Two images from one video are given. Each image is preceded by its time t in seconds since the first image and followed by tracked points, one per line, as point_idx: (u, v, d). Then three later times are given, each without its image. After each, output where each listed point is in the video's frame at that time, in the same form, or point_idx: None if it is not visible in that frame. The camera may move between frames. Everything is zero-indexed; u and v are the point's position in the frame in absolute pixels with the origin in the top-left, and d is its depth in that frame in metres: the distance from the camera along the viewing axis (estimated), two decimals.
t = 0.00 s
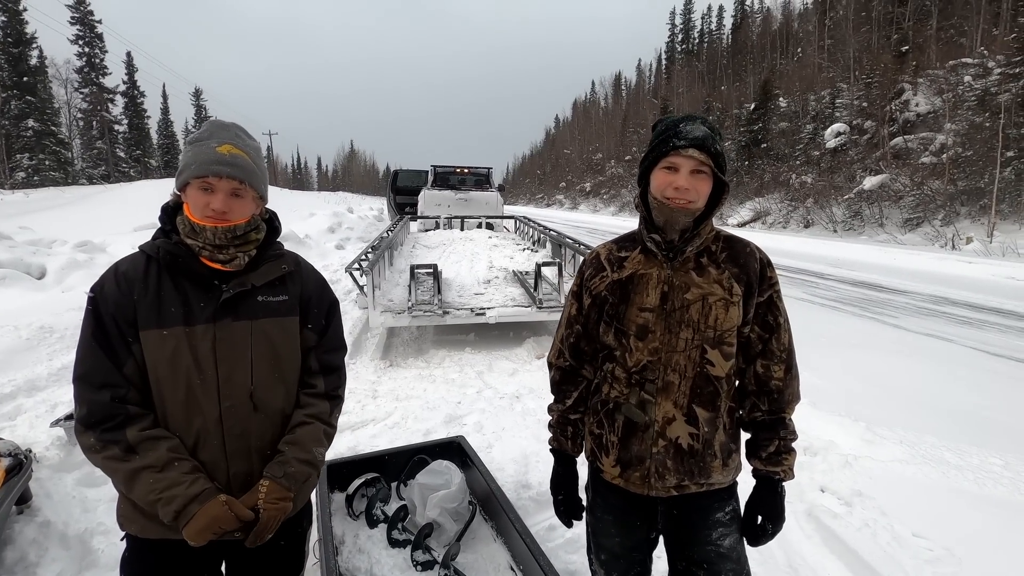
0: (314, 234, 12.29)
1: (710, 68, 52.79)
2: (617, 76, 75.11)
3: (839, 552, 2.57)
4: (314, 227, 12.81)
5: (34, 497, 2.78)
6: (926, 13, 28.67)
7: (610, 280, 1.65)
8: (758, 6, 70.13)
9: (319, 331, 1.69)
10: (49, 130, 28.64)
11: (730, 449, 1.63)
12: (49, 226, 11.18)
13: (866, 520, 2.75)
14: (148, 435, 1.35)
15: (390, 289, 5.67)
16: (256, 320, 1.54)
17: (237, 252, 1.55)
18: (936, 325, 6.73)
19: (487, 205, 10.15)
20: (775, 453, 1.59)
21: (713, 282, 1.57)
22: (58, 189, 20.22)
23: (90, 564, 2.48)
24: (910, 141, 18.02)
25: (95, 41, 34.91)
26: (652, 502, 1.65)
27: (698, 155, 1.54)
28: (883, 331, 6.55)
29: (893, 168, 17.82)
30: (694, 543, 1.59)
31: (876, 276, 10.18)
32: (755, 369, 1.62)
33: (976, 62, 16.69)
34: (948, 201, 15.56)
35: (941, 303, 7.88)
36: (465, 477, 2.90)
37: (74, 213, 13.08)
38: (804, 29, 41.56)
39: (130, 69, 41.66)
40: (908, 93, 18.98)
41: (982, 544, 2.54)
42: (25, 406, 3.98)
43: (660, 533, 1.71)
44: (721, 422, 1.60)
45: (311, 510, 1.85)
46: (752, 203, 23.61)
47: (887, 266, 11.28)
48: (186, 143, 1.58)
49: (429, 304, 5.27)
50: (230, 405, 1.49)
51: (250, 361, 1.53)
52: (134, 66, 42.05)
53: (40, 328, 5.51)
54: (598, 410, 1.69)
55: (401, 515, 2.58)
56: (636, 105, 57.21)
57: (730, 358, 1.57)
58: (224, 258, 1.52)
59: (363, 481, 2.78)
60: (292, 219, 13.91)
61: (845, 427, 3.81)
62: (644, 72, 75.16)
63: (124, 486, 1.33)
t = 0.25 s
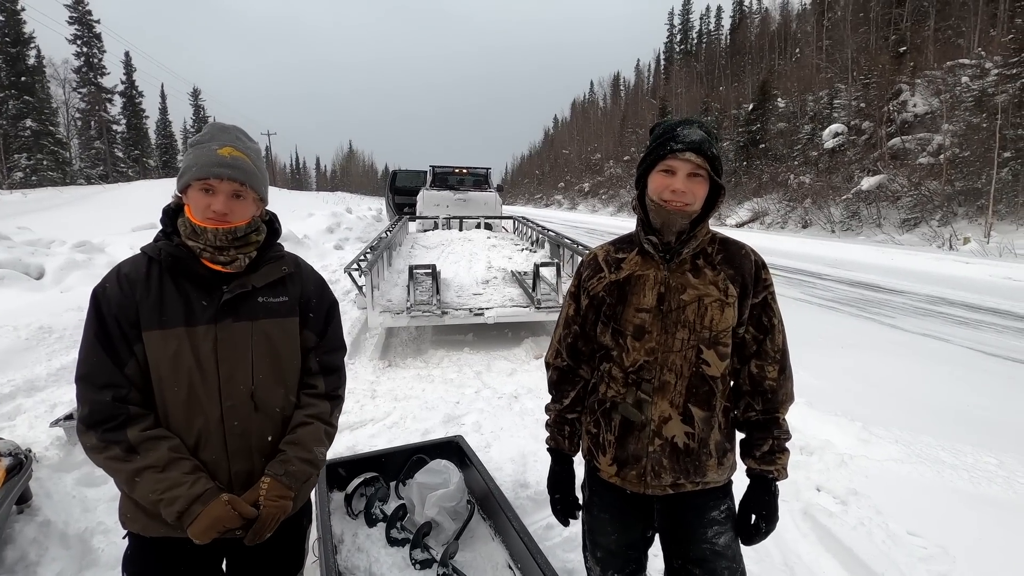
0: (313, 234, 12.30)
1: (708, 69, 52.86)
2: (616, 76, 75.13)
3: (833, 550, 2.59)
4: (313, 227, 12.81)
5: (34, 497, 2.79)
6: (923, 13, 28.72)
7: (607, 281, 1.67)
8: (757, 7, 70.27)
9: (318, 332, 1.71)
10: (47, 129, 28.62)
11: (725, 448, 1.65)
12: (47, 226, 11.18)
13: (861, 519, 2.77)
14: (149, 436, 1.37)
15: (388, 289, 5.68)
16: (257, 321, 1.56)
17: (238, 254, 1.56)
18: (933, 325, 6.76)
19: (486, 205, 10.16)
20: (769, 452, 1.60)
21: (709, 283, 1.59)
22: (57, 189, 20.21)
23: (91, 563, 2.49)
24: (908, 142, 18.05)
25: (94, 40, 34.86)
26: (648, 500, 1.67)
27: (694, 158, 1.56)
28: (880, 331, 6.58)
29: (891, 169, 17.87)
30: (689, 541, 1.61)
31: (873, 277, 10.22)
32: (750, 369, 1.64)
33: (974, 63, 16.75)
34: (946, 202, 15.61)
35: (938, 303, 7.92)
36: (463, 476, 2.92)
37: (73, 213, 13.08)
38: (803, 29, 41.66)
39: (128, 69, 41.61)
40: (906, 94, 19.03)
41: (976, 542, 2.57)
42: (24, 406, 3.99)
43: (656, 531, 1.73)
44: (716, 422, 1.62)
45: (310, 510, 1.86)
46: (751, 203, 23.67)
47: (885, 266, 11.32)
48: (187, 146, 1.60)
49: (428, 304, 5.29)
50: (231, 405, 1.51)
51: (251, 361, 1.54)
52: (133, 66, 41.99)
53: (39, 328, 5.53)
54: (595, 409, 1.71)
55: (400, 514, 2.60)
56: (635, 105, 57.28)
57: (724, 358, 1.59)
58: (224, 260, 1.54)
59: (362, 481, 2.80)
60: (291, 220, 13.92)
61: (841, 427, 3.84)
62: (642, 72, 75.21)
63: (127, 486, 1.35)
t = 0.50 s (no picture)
0: (312, 234, 12.30)
1: (707, 69, 52.90)
2: (614, 76, 75.14)
3: (831, 548, 2.61)
4: (312, 227, 12.81)
5: (34, 496, 2.80)
6: (921, 14, 28.79)
7: (606, 280, 1.68)
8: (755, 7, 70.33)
9: (318, 331, 1.71)
10: (45, 129, 28.55)
11: (722, 447, 1.66)
12: (45, 226, 11.16)
13: (858, 517, 2.78)
14: (153, 434, 1.38)
15: (387, 289, 5.69)
16: (257, 320, 1.57)
17: (238, 254, 1.57)
18: (931, 325, 6.78)
19: (485, 205, 10.17)
20: (765, 450, 1.62)
21: (708, 282, 1.60)
22: (55, 189, 20.16)
23: (91, 561, 2.50)
24: (905, 142, 18.17)
25: (92, 40, 34.77)
26: (646, 497, 1.68)
27: (694, 159, 1.57)
28: (878, 330, 6.60)
29: (889, 169, 17.90)
30: (686, 539, 1.62)
31: (871, 276, 10.24)
32: (747, 368, 1.65)
33: (971, 63, 16.81)
34: (943, 202, 15.65)
35: (936, 303, 7.94)
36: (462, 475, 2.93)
37: (71, 213, 13.05)
38: (801, 29, 41.72)
39: (126, 69, 41.53)
40: (904, 94, 19.08)
41: (973, 540, 2.58)
42: (23, 406, 3.99)
43: (654, 529, 1.74)
44: (713, 420, 1.63)
45: (309, 509, 1.87)
46: (749, 203, 23.70)
47: (883, 266, 11.35)
48: (187, 147, 1.61)
49: (427, 304, 5.29)
50: (231, 404, 1.52)
51: (251, 361, 1.55)
52: (131, 66, 41.93)
53: (38, 328, 5.52)
54: (593, 407, 1.72)
55: (400, 513, 2.61)
56: (633, 106, 57.33)
57: (722, 356, 1.60)
58: (225, 261, 1.54)
59: (361, 480, 2.81)
60: (290, 219, 13.92)
61: (839, 426, 3.85)
62: (641, 72, 75.22)
63: (128, 482, 1.35)
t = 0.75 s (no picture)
0: (310, 233, 12.28)
1: (705, 69, 52.92)
2: (613, 76, 75.15)
3: (828, 546, 2.62)
4: (310, 226, 12.80)
5: (32, 495, 2.79)
6: (919, 14, 28.85)
7: (605, 278, 1.68)
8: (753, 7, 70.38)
9: (314, 329, 1.71)
10: (42, 128, 28.45)
11: (719, 445, 1.67)
12: (42, 225, 11.12)
13: (855, 516, 2.79)
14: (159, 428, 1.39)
15: (386, 288, 5.69)
16: (255, 319, 1.57)
17: (236, 253, 1.57)
18: (928, 325, 6.79)
19: (483, 205, 10.17)
20: (762, 449, 1.62)
21: (706, 281, 1.61)
22: (53, 188, 20.10)
23: (90, 560, 2.50)
24: (903, 142, 18.09)
25: (89, 38, 34.66)
26: (643, 496, 1.69)
27: (694, 158, 1.58)
28: (875, 330, 6.62)
29: (886, 169, 17.93)
30: (683, 537, 1.63)
31: (869, 276, 10.27)
32: (744, 367, 1.66)
33: (969, 64, 16.85)
34: (941, 202, 15.69)
35: (933, 303, 7.96)
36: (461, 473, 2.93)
37: (68, 212, 13.01)
38: (799, 30, 41.77)
39: (123, 68, 41.41)
40: (902, 94, 19.11)
41: (970, 538, 2.59)
42: (21, 405, 3.98)
43: (652, 527, 1.75)
44: (710, 418, 1.64)
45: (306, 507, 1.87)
46: (747, 203, 23.74)
47: (880, 266, 11.37)
48: (182, 146, 1.60)
49: (426, 303, 5.29)
50: (231, 401, 1.52)
51: (250, 360, 1.56)
52: (128, 64, 41.80)
53: (35, 327, 5.51)
54: (591, 405, 1.73)
55: (398, 511, 2.61)
56: (632, 105, 57.35)
57: (720, 355, 1.61)
58: (223, 259, 1.54)
59: (360, 479, 2.81)
60: (288, 218, 13.91)
61: (836, 425, 3.86)
62: (639, 72, 75.25)
63: (134, 473, 1.35)
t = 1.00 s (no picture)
0: (308, 232, 12.26)
1: (704, 68, 52.92)
2: (611, 75, 75.13)
3: (826, 545, 2.62)
4: (308, 225, 12.78)
5: (28, 495, 2.78)
6: (917, 14, 28.87)
7: (603, 277, 1.68)
8: (752, 7, 70.38)
9: (307, 327, 1.70)
10: (39, 126, 28.35)
11: (719, 443, 1.67)
12: (39, 223, 11.07)
13: (853, 515, 2.80)
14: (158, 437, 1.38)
15: (384, 287, 5.68)
16: (251, 318, 1.56)
17: (231, 252, 1.56)
18: (926, 324, 6.80)
19: (482, 204, 10.16)
20: (761, 446, 1.62)
21: (704, 280, 1.60)
22: (50, 186, 20.05)
23: (86, 559, 2.49)
24: (902, 142, 17.97)
25: (86, 36, 34.53)
26: (643, 495, 1.69)
27: (690, 157, 1.58)
28: (873, 329, 6.63)
29: (884, 168, 17.94)
30: (684, 536, 1.62)
31: (867, 275, 10.28)
32: (743, 364, 1.66)
33: (967, 63, 16.87)
34: (938, 201, 15.71)
35: (931, 302, 7.98)
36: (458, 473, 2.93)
37: (66, 210, 12.97)
38: (798, 29, 41.80)
39: (121, 66, 41.28)
40: (900, 93, 19.12)
41: (968, 538, 2.60)
42: (17, 404, 3.97)
43: (652, 526, 1.74)
44: (710, 416, 1.64)
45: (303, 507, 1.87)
46: (745, 202, 23.76)
47: (878, 265, 11.38)
48: (174, 144, 1.59)
49: (424, 302, 5.28)
50: (226, 402, 1.52)
51: (246, 359, 1.55)
52: (126, 63, 41.66)
53: (32, 326, 5.49)
54: (591, 404, 1.72)
55: (396, 511, 2.60)
56: (630, 105, 57.35)
57: (719, 353, 1.61)
58: (218, 258, 1.53)
59: (358, 478, 2.80)
60: (286, 217, 13.89)
61: (834, 424, 3.87)
62: (638, 71, 75.26)
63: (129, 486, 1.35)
